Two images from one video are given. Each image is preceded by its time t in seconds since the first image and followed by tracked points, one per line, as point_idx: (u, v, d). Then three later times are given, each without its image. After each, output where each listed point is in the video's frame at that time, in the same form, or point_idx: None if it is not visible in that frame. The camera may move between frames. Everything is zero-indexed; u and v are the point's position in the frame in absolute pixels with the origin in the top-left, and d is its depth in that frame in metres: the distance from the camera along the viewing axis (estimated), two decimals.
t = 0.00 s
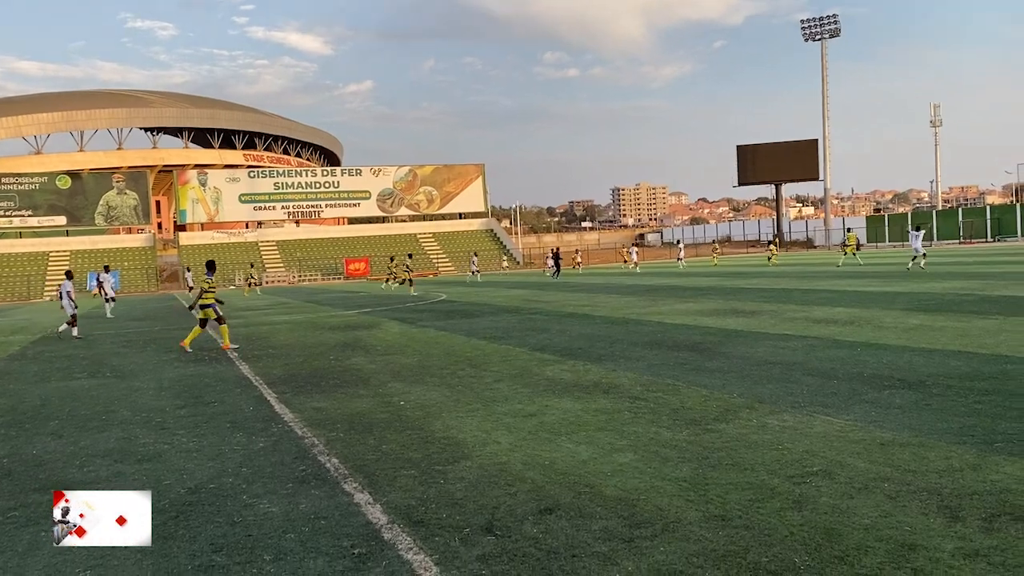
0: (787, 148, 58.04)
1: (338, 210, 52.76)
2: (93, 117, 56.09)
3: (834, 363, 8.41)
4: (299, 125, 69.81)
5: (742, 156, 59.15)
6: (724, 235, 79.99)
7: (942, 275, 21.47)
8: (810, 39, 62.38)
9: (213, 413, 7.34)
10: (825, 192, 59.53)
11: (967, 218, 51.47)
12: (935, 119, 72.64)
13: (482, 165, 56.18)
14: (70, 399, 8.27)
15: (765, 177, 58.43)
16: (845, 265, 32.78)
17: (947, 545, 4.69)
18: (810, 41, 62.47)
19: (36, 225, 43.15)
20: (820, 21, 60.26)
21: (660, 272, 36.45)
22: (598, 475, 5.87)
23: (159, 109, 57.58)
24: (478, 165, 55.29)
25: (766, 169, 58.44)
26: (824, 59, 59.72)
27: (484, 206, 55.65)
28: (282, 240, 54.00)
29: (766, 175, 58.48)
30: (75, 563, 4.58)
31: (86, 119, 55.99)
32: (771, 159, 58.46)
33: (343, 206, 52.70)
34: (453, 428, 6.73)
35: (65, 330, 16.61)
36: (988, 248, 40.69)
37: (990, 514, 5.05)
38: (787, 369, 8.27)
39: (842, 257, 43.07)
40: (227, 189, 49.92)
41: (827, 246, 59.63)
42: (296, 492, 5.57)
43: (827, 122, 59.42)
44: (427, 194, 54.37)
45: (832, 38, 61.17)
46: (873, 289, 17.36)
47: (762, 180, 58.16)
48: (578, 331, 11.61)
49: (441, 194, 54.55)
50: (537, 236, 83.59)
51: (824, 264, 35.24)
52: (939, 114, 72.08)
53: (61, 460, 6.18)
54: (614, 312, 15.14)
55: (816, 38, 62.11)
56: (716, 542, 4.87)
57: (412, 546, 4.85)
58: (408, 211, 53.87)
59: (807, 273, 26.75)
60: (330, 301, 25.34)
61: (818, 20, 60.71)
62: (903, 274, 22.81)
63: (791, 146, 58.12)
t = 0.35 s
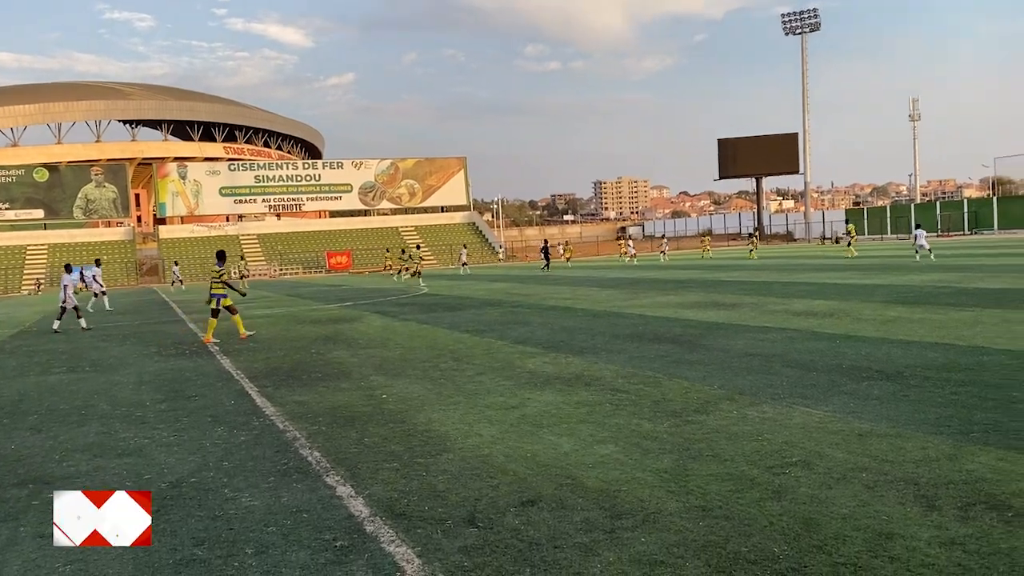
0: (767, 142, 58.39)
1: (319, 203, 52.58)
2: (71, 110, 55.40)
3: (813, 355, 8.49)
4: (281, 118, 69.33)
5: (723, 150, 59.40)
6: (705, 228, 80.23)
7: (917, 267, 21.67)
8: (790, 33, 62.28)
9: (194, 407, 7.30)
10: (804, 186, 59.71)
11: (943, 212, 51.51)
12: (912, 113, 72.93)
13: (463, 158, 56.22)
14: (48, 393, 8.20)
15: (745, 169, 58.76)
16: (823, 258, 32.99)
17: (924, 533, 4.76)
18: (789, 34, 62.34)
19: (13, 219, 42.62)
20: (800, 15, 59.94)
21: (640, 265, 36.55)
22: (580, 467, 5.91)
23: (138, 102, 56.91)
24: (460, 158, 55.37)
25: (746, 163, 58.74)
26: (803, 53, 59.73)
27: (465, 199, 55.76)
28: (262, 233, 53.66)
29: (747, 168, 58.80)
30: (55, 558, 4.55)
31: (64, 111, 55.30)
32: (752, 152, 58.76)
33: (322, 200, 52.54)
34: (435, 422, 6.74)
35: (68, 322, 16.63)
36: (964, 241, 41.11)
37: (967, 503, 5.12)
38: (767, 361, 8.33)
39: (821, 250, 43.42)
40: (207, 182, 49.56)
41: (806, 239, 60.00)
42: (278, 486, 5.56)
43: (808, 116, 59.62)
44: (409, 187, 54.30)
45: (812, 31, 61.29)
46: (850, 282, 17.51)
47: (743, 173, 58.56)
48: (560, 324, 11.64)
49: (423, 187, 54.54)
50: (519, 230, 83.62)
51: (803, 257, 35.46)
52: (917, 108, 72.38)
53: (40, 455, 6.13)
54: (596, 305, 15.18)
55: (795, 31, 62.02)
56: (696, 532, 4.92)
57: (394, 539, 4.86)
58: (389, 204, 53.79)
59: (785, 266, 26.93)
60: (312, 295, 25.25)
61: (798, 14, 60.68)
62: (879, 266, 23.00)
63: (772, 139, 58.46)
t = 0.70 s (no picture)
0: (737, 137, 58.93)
1: (289, 197, 52.06)
2: (35, 102, 54.36)
3: (782, 348, 8.59)
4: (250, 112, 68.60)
5: (694, 145, 59.61)
6: (676, 222, 80.92)
7: (881, 261, 22.11)
8: (760, 28, 63.25)
9: (162, 404, 7.21)
10: (774, 180, 60.37)
11: (910, 206, 53.05)
12: (879, 109, 74.12)
13: (436, 152, 56.05)
14: (11, 391, 8.05)
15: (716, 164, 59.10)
16: (790, 252, 33.41)
17: (889, 523, 4.84)
18: (760, 30, 63.16)
19: None
20: (771, 10, 61.24)
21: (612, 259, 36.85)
22: (551, 460, 5.93)
23: (105, 94, 55.98)
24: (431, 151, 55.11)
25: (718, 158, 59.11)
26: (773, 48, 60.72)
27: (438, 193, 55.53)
28: (233, 227, 53.21)
29: (718, 163, 59.15)
30: (19, 558, 4.46)
31: (28, 103, 54.25)
32: (723, 147, 59.13)
33: (293, 193, 51.96)
34: (407, 416, 6.72)
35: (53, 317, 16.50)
36: (929, 235, 41.99)
37: (931, 493, 5.22)
38: (737, 354, 8.42)
39: (790, 244, 44.11)
40: (175, 175, 49.02)
41: (776, 233, 60.62)
42: (247, 482, 5.52)
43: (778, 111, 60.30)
44: (381, 181, 54.03)
45: (782, 27, 62.09)
46: (817, 275, 17.79)
47: (714, 167, 58.83)
48: (532, 318, 11.66)
49: (395, 180, 54.27)
50: (492, 224, 83.66)
51: (770, 251, 35.94)
52: (884, 104, 73.55)
53: (3, 454, 6.01)
54: (568, 298, 15.23)
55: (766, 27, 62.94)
56: (667, 524, 4.96)
57: (366, 534, 4.84)
58: (361, 198, 53.35)
59: (754, 260, 27.31)
60: (283, 290, 25.04)
61: (769, 9, 61.53)
62: (844, 260, 23.40)
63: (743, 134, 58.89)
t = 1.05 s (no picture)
0: (702, 136, 59.30)
1: (253, 193, 51.84)
2: None
3: (745, 344, 8.68)
4: (213, 107, 67.87)
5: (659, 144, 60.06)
6: (643, 220, 81.47)
7: (841, 258, 22.42)
8: (725, 27, 63.78)
9: (121, 404, 7.11)
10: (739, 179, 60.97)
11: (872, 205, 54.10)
12: (842, 108, 75.11)
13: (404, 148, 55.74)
14: None
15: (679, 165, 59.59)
16: (753, 249, 33.78)
17: (848, 517, 4.92)
18: (725, 29, 63.60)
19: None
20: (736, 10, 61.81)
21: (579, 256, 37.11)
22: (516, 457, 5.94)
23: (65, 88, 55.05)
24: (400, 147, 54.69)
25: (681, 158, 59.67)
26: (738, 47, 61.36)
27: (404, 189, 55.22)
28: (194, 224, 52.78)
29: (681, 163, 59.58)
30: None
31: None
32: (687, 146, 59.54)
33: (256, 189, 51.82)
34: (371, 415, 6.69)
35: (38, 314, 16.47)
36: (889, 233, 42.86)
37: (889, 487, 5.31)
38: (701, 350, 8.49)
39: (754, 241, 44.77)
40: (136, 171, 48.53)
41: (741, 230, 61.31)
42: (208, 482, 5.47)
43: (742, 109, 60.85)
44: (347, 176, 53.69)
45: (747, 26, 62.69)
46: (777, 272, 18.04)
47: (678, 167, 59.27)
48: (498, 315, 11.66)
49: (360, 177, 53.89)
50: (461, 222, 83.58)
51: (734, 249, 36.34)
52: (847, 103, 74.50)
53: None
54: (535, 296, 15.24)
55: (731, 26, 63.38)
56: (631, 520, 4.99)
57: (328, 533, 4.82)
58: (326, 194, 53.18)
59: (716, 257, 27.65)
60: (249, 287, 24.79)
61: (734, 8, 61.95)
62: (802, 258, 23.77)
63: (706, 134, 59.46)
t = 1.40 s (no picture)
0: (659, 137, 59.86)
1: (208, 192, 52.09)
2: None
3: (700, 342, 8.81)
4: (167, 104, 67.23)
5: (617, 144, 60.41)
6: (602, 220, 82.22)
7: (793, 258, 22.83)
8: (683, 30, 64.23)
9: (69, 406, 7.03)
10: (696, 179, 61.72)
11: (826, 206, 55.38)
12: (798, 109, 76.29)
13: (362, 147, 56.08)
14: None
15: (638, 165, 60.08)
16: (707, 250, 34.28)
17: (795, 512, 5.02)
18: (682, 31, 64.04)
19: None
20: (693, 12, 62.27)
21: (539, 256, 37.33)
22: (472, 456, 5.97)
23: (12, 84, 54.18)
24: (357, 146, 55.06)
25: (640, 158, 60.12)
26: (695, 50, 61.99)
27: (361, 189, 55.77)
28: (148, 223, 52.36)
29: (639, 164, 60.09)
30: None
31: None
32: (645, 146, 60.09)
33: (211, 188, 51.87)
34: (325, 415, 6.70)
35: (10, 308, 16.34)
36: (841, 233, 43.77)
37: (836, 481, 5.42)
38: (656, 349, 8.60)
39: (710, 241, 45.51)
40: (88, 169, 48.19)
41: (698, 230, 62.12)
42: (159, 484, 5.44)
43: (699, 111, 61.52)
44: (303, 175, 54.06)
45: (704, 29, 63.25)
46: (733, 272, 18.29)
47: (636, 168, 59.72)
48: (456, 315, 11.68)
49: (318, 175, 54.24)
50: (421, 221, 83.62)
51: (688, 249, 36.85)
52: (802, 106, 75.74)
53: None
54: (493, 295, 15.30)
55: (688, 29, 63.75)
56: (583, 517, 5.04)
57: (279, 535, 4.82)
58: (283, 192, 53.49)
59: (671, 257, 28.01)
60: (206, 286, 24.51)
61: (690, 11, 62.39)
62: (752, 258, 24.21)
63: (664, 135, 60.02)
